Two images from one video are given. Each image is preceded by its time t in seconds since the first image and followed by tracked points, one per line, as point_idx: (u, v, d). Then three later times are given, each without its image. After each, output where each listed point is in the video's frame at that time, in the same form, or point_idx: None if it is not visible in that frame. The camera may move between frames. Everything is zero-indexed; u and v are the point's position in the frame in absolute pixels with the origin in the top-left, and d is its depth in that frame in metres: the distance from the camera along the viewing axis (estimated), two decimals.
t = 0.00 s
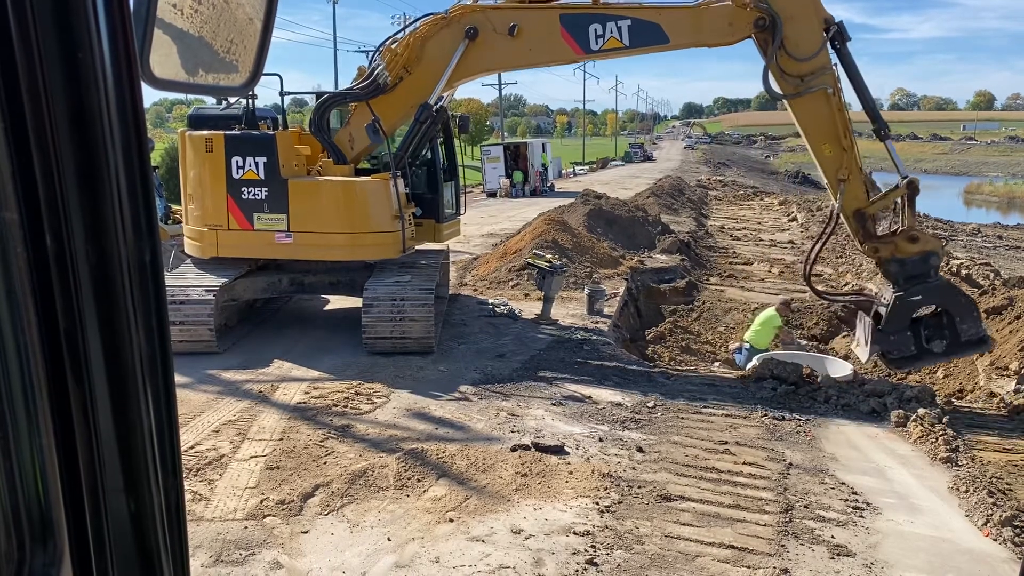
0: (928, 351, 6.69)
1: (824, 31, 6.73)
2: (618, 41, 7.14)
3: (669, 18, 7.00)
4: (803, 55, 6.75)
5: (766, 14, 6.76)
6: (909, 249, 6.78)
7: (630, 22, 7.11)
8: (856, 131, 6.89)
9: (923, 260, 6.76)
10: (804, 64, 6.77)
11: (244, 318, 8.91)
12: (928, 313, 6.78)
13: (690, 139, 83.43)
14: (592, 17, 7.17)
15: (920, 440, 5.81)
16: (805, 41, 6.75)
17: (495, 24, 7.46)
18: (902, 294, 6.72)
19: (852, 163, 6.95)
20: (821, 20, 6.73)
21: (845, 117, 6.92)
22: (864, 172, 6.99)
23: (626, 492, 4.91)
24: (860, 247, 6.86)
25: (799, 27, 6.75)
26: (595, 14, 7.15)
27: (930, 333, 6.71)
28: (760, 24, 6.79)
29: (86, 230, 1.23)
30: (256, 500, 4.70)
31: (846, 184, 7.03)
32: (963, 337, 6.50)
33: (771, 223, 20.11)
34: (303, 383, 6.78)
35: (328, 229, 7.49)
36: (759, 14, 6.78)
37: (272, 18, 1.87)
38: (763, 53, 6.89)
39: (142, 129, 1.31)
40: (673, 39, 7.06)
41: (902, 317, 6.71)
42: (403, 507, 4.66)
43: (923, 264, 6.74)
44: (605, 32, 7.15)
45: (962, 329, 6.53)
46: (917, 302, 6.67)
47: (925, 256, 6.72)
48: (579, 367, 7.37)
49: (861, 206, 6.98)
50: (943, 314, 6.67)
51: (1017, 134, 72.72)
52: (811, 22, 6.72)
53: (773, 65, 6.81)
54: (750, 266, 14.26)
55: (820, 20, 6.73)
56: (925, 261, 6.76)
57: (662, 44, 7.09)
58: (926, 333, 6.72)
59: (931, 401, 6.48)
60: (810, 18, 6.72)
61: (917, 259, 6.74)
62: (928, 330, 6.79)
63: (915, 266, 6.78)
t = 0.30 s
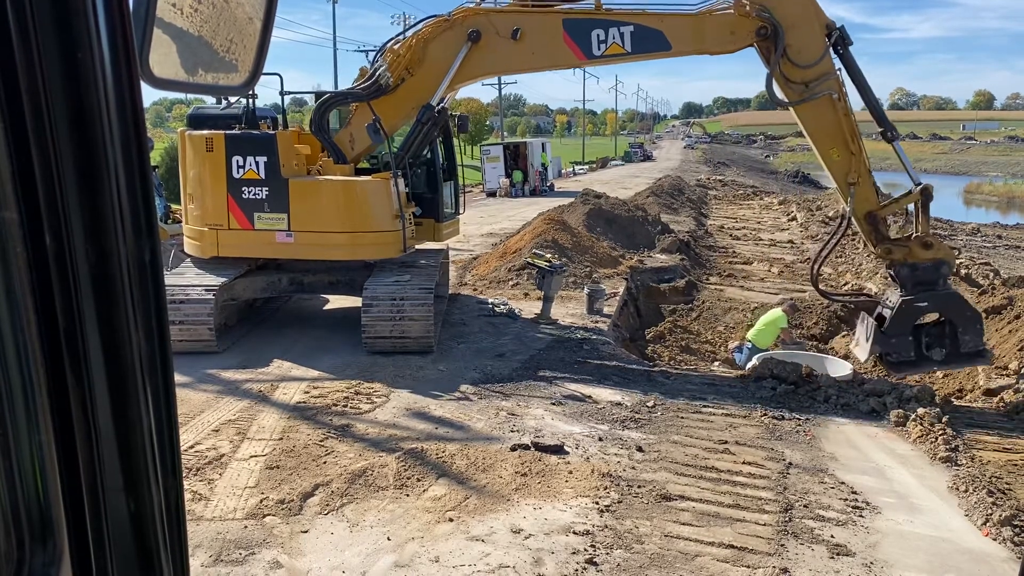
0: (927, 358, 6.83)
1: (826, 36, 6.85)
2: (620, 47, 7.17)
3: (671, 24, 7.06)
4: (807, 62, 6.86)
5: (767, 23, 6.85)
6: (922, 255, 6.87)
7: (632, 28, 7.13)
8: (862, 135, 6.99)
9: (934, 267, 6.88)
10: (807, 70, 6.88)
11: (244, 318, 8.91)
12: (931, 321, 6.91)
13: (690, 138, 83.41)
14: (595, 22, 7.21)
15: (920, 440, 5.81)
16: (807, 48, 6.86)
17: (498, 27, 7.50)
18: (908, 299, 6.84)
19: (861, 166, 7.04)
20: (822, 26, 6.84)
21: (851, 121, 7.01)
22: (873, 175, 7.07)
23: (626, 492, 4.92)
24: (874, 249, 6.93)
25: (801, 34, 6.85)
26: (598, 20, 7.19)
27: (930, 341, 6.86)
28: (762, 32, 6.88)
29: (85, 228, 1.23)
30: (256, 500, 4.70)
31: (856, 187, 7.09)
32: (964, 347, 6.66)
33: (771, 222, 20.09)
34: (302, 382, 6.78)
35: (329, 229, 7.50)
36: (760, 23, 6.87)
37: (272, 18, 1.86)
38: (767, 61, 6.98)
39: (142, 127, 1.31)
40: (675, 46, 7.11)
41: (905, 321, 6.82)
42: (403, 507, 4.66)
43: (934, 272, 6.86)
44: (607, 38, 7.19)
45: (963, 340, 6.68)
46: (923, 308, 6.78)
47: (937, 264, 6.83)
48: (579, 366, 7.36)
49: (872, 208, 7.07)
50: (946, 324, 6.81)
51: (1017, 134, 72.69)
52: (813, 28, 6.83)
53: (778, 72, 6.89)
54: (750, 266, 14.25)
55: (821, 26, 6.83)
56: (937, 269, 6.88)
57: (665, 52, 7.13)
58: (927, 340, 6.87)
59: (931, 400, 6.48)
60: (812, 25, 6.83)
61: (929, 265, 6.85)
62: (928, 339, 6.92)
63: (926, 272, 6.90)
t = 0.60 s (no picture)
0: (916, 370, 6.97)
1: (828, 48, 6.91)
2: (624, 56, 7.17)
3: (674, 34, 7.07)
4: (810, 74, 6.92)
5: (771, 36, 6.88)
6: (927, 270, 6.98)
7: (636, 37, 7.13)
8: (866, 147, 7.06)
9: (936, 283, 6.99)
10: (810, 83, 6.94)
11: (243, 318, 8.91)
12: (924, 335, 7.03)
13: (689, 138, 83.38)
14: (599, 30, 7.21)
15: (920, 440, 5.81)
16: (810, 60, 6.92)
17: (502, 33, 7.49)
18: (907, 311, 6.95)
19: (865, 177, 7.12)
20: (825, 38, 6.90)
21: (855, 133, 7.08)
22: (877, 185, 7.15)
23: (626, 491, 4.92)
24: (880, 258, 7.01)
25: (804, 46, 6.91)
26: (603, 28, 7.18)
27: (921, 355, 6.96)
28: (766, 45, 6.90)
29: (84, 227, 1.23)
30: (255, 499, 4.70)
31: (862, 198, 7.17)
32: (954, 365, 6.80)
33: (770, 222, 20.09)
34: (302, 382, 6.78)
35: (330, 229, 7.50)
36: (764, 36, 6.90)
37: (271, 17, 1.86)
38: (770, 72, 7.01)
39: (142, 128, 1.31)
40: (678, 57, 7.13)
41: (900, 332, 6.95)
42: (402, 507, 4.66)
43: (936, 287, 6.99)
44: (611, 46, 7.19)
45: (953, 358, 6.82)
46: (920, 321, 6.89)
47: (940, 280, 6.95)
48: (578, 366, 7.37)
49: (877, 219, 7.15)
50: (939, 340, 6.93)
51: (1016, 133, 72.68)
52: (816, 40, 6.89)
53: (782, 85, 6.97)
54: (750, 266, 14.25)
55: (823, 37, 6.89)
56: (939, 285, 6.99)
57: (667, 62, 7.16)
58: (919, 353, 6.99)
59: (931, 401, 6.49)
60: (815, 38, 6.88)
61: (932, 280, 6.97)
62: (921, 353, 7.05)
63: (929, 288, 7.01)
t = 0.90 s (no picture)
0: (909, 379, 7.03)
1: (829, 60, 6.93)
2: (627, 65, 7.17)
3: (678, 42, 7.07)
4: (811, 86, 6.95)
5: (772, 48, 6.89)
6: (927, 280, 6.95)
7: (639, 46, 7.13)
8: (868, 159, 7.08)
9: (935, 295, 6.97)
10: (811, 95, 6.97)
11: (243, 317, 8.91)
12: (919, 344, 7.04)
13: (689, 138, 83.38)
14: (603, 38, 7.22)
15: (919, 440, 5.82)
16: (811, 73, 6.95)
17: (506, 38, 7.50)
18: (905, 320, 6.96)
19: (867, 188, 7.13)
20: (826, 50, 6.92)
21: (856, 144, 7.10)
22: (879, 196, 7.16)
23: (625, 491, 4.92)
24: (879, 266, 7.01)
25: (804, 59, 6.93)
26: (607, 36, 7.18)
27: (915, 364, 6.98)
28: (767, 58, 6.92)
29: (85, 226, 1.23)
30: (255, 499, 4.70)
31: (862, 208, 7.18)
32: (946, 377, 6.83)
33: (770, 222, 20.09)
34: (302, 382, 6.78)
35: (331, 229, 7.50)
36: (765, 48, 6.91)
37: (271, 17, 1.86)
38: (771, 84, 7.03)
39: (141, 129, 1.31)
40: (681, 68, 7.14)
41: (896, 341, 6.98)
42: (402, 506, 4.66)
43: (934, 298, 6.96)
44: (614, 54, 7.18)
45: (947, 369, 6.85)
46: (916, 331, 6.90)
47: (938, 291, 6.93)
48: (578, 366, 7.37)
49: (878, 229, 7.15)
50: (933, 350, 6.94)
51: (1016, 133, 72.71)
52: (816, 53, 6.92)
53: (782, 97, 6.98)
54: (750, 266, 14.25)
55: (824, 50, 6.92)
56: (937, 296, 6.96)
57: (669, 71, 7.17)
58: (912, 363, 7.01)
59: (930, 401, 6.49)
60: (816, 51, 6.91)
61: (930, 291, 6.94)
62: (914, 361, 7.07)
63: (928, 299, 6.99)
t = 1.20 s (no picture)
0: (915, 369, 7.10)
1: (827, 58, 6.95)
2: (626, 65, 7.18)
3: (677, 42, 7.08)
4: (809, 84, 6.97)
5: (770, 47, 6.91)
6: (928, 271, 7.03)
7: (638, 46, 7.14)
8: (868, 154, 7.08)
9: (937, 285, 7.05)
10: (810, 93, 6.98)
11: (242, 317, 8.90)
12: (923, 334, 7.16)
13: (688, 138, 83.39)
14: (603, 39, 7.22)
15: (918, 440, 5.82)
16: (808, 72, 6.97)
17: (506, 38, 7.51)
18: (908, 312, 7.02)
19: (867, 183, 7.13)
20: (822, 48, 6.95)
21: (856, 140, 7.11)
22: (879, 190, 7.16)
23: (625, 491, 4.92)
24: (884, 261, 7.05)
25: (802, 57, 6.96)
26: (607, 36, 7.19)
27: (921, 354, 7.09)
28: (765, 58, 6.92)
29: (84, 226, 1.23)
30: (254, 500, 4.70)
31: (864, 204, 7.18)
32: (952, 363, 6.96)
33: (770, 222, 20.11)
34: (301, 382, 6.77)
35: (333, 229, 7.50)
36: (762, 49, 6.93)
37: (271, 17, 1.86)
38: (770, 83, 7.04)
39: (141, 129, 1.31)
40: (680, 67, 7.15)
41: (902, 332, 7.03)
42: (401, 507, 4.66)
43: (936, 288, 7.03)
44: (613, 54, 7.19)
45: (951, 358, 6.97)
46: (921, 322, 6.97)
47: (940, 282, 7.00)
48: (577, 366, 7.37)
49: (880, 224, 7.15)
50: (937, 339, 7.07)
51: (1015, 133, 72.75)
52: (813, 51, 6.94)
53: (782, 95, 6.99)
54: (749, 266, 14.26)
55: (821, 47, 6.94)
56: (939, 287, 7.04)
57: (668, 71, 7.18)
58: (917, 353, 7.12)
59: (930, 401, 6.50)
60: (813, 49, 6.93)
61: (932, 282, 7.01)
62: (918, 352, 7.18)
63: (930, 290, 7.05)
